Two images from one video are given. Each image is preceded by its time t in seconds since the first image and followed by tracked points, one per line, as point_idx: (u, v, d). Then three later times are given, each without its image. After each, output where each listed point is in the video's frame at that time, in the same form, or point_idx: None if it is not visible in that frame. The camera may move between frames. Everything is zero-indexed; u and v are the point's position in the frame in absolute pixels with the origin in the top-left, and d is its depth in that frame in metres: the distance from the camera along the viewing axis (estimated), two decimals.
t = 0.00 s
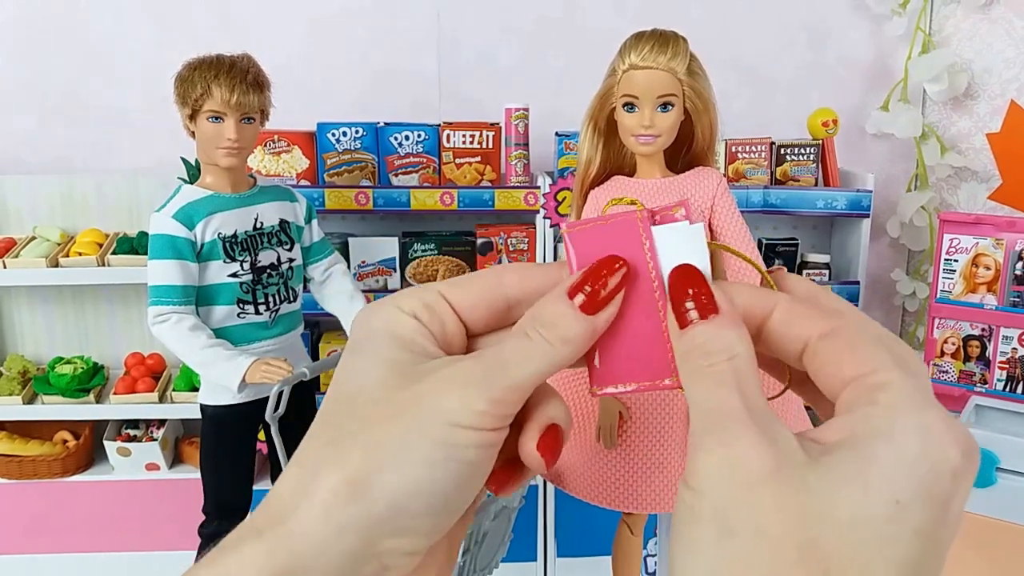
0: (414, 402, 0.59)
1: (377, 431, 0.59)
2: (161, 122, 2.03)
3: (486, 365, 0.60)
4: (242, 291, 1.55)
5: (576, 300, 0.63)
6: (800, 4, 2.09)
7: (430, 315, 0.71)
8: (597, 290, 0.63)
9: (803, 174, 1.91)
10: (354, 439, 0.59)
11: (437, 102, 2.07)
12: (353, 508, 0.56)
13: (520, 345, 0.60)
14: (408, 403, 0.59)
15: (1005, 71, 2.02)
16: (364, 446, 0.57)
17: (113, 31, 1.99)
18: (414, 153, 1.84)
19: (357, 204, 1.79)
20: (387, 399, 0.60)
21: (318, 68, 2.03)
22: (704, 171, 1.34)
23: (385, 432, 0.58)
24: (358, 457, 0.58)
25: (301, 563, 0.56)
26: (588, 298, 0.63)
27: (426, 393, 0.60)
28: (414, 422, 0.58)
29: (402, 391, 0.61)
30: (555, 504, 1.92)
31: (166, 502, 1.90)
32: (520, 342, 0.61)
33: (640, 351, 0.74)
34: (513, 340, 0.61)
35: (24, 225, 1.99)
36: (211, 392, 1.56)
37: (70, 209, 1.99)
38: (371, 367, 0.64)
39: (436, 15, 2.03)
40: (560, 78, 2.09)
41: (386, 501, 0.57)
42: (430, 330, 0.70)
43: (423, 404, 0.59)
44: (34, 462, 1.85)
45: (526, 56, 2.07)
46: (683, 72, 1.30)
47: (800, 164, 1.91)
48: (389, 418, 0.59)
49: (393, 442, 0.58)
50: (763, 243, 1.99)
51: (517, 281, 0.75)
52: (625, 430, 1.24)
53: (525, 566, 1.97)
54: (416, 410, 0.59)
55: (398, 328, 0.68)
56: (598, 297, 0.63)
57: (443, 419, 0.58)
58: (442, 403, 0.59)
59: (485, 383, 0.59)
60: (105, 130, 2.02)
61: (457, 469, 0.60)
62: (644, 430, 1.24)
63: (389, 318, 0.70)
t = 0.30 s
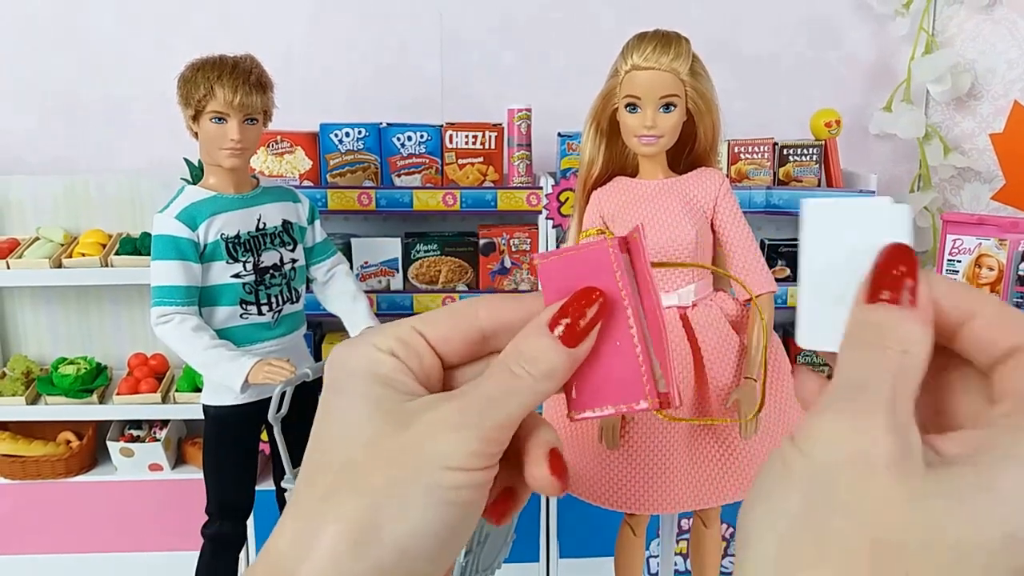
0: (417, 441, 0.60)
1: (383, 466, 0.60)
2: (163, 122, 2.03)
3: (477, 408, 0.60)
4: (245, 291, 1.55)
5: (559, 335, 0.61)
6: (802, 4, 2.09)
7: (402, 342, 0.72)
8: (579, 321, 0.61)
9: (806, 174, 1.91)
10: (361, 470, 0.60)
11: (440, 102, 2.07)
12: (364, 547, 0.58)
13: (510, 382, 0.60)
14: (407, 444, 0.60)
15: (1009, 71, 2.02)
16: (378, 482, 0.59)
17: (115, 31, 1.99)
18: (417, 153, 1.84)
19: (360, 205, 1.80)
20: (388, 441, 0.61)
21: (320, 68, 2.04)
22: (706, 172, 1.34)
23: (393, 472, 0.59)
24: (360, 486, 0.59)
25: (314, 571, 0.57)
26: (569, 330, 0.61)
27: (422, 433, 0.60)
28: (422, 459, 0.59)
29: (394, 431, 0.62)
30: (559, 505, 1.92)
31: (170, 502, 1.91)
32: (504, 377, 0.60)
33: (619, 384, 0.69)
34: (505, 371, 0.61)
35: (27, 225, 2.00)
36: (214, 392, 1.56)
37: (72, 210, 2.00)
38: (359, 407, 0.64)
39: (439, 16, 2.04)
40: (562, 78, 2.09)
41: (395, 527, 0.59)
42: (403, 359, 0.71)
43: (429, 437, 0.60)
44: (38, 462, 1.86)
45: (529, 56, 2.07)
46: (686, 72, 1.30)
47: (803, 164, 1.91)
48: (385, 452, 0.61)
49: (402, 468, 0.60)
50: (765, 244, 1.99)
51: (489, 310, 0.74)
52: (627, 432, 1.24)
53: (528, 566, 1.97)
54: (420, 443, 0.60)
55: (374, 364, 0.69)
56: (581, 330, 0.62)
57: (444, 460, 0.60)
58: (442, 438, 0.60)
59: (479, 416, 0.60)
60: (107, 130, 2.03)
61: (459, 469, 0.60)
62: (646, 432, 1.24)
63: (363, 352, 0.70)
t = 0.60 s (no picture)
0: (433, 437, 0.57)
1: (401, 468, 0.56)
2: (165, 121, 2.03)
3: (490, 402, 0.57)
4: (247, 291, 1.55)
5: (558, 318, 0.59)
6: (804, 4, 2.09)
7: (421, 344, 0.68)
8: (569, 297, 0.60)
9: (808, 174, 1.91)
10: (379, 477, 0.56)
11: (442, 102, 2.07)
12: (391, 554, 0.54)
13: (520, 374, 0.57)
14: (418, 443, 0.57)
15: (1012, 71, 2.01)
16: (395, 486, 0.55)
17: (117, 30, 1.99)
18: (419, 153, 1.84)
19: (363, 205, 1.80)
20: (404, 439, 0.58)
21: (322, 68, 2.04)
22: (708, 171, 1.33)
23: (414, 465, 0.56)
24: (382, 494, 0.55)
25: None
26: (570, 311, 0.60)
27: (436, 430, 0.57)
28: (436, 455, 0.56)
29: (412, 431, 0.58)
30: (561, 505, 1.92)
31: (171, 502, 1.91)
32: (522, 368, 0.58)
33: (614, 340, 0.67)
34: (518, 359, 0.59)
35: (30, 225, 2.00)
36: (216, 393, 1.56)
37: (74, 210, 2.00)
38: (383, 417, 0.60)
39: (441, 15, 2.04)
40: (563, 78, 2.09)
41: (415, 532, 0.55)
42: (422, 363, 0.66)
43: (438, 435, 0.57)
44: (40, 462, 1.86)
45: (531, 56, 2.07)
46: (688, 72, 1.30)
47: (805, 164, 1.91)
48: (407, 449, 0.57)
49: (422, 467, 0.55)
50: (768, 244, 1.98)
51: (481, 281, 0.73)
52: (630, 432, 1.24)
53: (530, 567, 1.97)
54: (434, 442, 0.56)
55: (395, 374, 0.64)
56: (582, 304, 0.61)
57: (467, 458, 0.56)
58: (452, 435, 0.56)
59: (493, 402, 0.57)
60: (108, 129, 2.03)
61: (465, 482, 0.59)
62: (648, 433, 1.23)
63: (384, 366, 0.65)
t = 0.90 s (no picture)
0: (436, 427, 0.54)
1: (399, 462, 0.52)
2: (167, 121, 2.03)
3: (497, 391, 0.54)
4: (250, 291, 1.55)
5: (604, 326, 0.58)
6: (806, 4, 2.09)
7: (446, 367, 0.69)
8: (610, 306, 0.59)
9: (811, 175, 1.91)
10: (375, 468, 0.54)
11: (444, 102, 2.07)
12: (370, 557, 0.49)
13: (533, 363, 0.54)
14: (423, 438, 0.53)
15: (1015, 71, 2.01)
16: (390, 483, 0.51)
17: (119, 29, 1.99)
18: (421, 153, 1.84)
19: (365, 205, 1.81)
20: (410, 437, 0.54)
21: (324, 68, 2.04)
22: (711, 172, 1.33)
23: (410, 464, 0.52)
24: (365, 496, 0.52)
25: None
26: (608, 320, 0.58)
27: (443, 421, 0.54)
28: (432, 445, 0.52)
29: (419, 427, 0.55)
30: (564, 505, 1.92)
31: (173, 502, 1.91)
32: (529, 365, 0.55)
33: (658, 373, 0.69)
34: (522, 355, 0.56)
35: (33, 225, 2.01)
36: (219, 393, 1.56)
37: (77, 209, 2.00)
38: (392, 416, 0.59)
39: (443, 15, 2.03)
40: (565, 78, 2.09)
41: (416, 540, 0.51)
42: (447, 375, 0.68)
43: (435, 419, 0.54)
44: (42, 462, 1.86)
45: (533, 56, 2.07)
46: (691, 72, 1.29)
47: (808, 164, 1.90)
48: (405, 447, 0.53)
49: (402, 470, 0.51)
50: (771, 244, 1.98)
51: (523, 301, 0.77)
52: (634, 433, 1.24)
53: (533, 567, 1.97)
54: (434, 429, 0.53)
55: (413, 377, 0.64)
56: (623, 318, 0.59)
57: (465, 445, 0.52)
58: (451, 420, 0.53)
59: (501, 402, 0.53)
60: (108, 128, 2.03)
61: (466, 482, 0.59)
62: (650, 430, 1.23)
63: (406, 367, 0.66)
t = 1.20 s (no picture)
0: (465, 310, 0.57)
1: (402, 340, 0.54)
2: (167, 121, 2.03)
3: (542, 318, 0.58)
4: (250, 291, 1.55)
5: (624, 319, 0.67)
6: (807, 5, 2.09)
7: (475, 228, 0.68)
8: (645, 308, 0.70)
9: (812, 175, 1.91)
10: (388, 325, 0.55)
11: (445, 102, 2.07)
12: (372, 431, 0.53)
13: (573, 324, 0.61)
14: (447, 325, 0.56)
15: (1016, 71, 2.01)
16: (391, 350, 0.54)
17: (120, 30, 1.99)
18: (422, 153, 1.84)
19: (365, 205, 1.81)
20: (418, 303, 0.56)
21: (325, 68, 2.04)
22: (712, 172, 1.33)
23: (404, 353, 0.54)
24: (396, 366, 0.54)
25: None
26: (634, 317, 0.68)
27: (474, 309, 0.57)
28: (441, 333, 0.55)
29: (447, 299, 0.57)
30: (564, 505, 1.92)
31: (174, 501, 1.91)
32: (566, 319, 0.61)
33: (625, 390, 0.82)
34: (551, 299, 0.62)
35: (33, 225, 2.01)
36: (219, 393, 1.56)
37: (78, 209, 2.00)
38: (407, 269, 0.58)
39: (444, 15, 2.03)
40: (566, 78, 2.09)
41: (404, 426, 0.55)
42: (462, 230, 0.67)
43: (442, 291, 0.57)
44: (43, 462, 1.87)
45: (533, 55, 2.07)
46: (692, 72, 1.29)
47: (809, 164, 1.90)
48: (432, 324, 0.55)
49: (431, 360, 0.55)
50: (771, 244, 1.98)
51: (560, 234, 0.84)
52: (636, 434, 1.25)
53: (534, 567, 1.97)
54: (470, 328, 0.56)
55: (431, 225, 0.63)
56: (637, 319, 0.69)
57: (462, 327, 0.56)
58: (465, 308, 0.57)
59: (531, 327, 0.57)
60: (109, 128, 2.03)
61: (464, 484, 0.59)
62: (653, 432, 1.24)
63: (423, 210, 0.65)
